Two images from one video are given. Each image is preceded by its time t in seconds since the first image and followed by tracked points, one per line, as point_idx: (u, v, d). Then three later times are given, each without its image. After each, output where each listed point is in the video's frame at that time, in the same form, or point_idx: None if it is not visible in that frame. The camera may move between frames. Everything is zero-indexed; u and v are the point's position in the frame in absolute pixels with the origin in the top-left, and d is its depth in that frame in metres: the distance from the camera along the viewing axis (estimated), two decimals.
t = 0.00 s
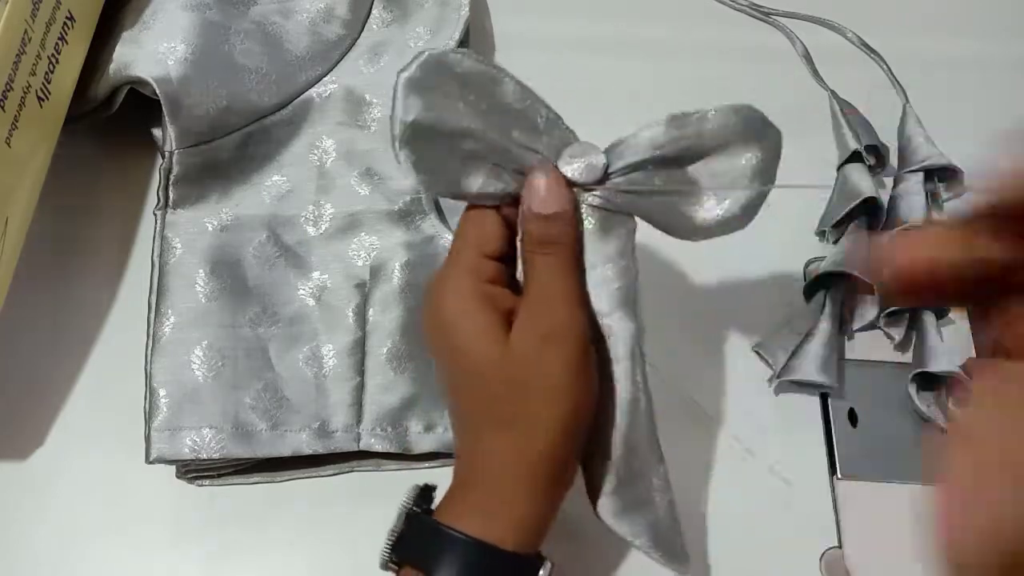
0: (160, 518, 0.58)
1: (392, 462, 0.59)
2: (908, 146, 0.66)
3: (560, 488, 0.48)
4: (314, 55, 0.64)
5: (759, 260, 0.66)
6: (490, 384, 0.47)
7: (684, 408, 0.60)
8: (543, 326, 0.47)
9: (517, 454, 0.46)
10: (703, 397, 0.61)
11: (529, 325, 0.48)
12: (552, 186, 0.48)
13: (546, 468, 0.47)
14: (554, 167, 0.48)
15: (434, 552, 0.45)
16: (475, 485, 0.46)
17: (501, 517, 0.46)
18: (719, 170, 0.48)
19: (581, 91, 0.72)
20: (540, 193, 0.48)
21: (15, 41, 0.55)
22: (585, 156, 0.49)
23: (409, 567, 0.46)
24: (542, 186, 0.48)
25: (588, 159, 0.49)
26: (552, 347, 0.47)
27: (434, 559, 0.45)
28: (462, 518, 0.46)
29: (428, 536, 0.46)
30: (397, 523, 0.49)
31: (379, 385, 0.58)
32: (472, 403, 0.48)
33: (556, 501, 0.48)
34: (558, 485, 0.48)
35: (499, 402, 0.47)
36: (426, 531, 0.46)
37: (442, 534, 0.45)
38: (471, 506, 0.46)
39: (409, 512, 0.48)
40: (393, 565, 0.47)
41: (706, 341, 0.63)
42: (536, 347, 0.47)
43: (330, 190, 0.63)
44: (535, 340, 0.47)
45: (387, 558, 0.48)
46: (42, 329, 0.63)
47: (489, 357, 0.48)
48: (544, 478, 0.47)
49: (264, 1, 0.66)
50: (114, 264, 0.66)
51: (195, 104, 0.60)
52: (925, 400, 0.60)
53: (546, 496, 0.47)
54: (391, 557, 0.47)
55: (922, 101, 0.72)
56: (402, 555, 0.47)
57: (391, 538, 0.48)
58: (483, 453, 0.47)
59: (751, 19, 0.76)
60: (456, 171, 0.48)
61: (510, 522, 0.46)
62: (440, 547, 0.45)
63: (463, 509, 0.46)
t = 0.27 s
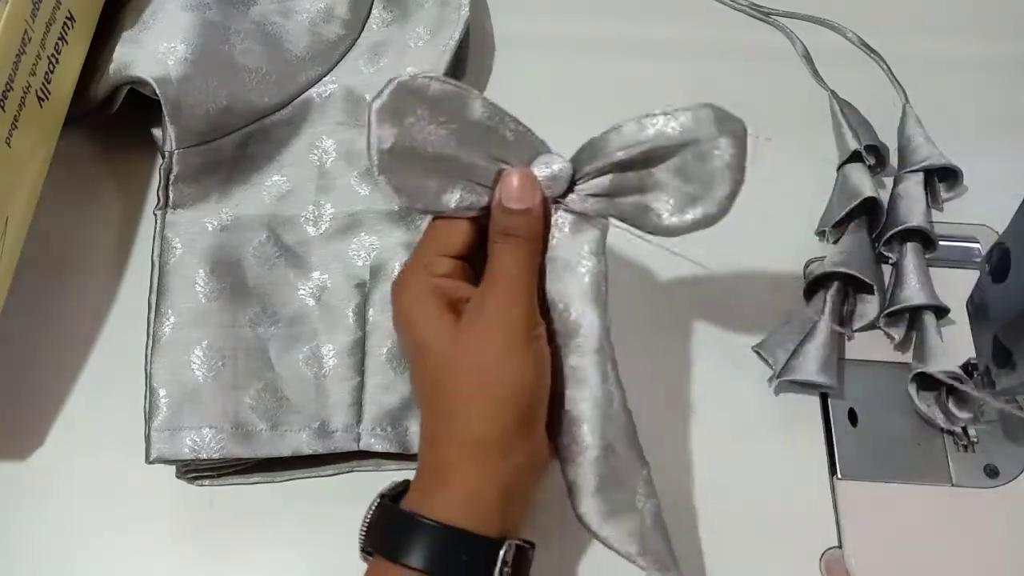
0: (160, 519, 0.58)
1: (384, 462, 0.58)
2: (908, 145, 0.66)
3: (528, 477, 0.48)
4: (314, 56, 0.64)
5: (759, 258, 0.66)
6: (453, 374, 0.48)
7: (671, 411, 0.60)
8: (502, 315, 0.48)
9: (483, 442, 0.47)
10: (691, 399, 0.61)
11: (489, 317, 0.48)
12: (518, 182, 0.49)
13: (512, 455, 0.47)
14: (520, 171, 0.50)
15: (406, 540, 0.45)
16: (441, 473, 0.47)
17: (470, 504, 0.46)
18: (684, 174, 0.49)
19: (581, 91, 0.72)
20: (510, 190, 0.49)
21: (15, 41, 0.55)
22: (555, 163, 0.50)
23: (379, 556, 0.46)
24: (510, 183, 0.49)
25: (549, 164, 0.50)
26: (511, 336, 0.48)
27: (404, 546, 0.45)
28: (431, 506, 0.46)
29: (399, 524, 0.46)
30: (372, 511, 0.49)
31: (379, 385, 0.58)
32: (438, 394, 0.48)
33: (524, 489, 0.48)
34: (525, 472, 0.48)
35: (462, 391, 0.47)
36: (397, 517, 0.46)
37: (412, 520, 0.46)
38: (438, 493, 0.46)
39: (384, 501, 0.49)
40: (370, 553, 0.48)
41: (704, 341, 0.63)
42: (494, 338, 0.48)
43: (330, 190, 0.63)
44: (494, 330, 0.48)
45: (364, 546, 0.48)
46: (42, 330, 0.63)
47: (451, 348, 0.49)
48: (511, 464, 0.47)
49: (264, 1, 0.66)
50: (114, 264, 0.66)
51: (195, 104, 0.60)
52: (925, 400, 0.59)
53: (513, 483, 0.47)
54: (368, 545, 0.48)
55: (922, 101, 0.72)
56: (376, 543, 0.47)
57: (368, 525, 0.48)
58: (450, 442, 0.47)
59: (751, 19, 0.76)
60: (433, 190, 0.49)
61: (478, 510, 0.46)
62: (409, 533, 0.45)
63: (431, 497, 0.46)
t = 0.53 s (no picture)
0: (160, 519, 0.58)
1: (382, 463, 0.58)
2: (908, 145, 0.66)
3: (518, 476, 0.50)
4: (314, 56, 0.64)
5: (758, 258, 0.66)
6: (444, 372, 0.49)
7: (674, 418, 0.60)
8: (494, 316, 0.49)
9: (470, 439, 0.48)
10: (693, 402, 0.61)
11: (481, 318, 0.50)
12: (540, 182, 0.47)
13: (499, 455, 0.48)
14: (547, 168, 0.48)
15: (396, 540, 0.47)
16: (429, 470, 0.48)
17: (455, 501, 0.47)
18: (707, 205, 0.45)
19: (581, 91, 0.73)
20: (532, 190, 0.47)
21: (15, 40, 0.55)
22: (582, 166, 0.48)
23: (373, 556, 0.48)
24: (534, 181, 0.48)
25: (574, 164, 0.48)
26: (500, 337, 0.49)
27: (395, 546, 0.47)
28: (419, 503, 0.48)
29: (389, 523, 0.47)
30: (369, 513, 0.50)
31: (379, 385, 0.58)
32: (430, 392, 0.50)
33: (513, 488, 0.49)
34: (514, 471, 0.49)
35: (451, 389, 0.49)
36: (387, 517, 0.48)
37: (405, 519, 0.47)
38: (426, 489, 0.48)
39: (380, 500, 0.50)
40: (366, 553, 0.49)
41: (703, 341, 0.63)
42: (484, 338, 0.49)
43: (330, 190, 0.63)
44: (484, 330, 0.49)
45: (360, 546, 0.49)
46: (41, 330, 0.63)
47: (443, 347, 0.50)
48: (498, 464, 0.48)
49: (264, 1, 0.66)
50: (114, 264, 0.66)
51: (194, 104, 0.60)
52: (925, 400, 0.59)
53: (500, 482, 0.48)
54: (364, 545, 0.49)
55: (922, 101, 0.72)
56: (367, 542, 0.48)
57: (364, 527, 0.49)
58: (439, 439, 0.49)
59: (751, 19, 0.76)
60: (457, 178, 0.48)
61: (464, 507, 0.47)
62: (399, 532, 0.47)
63: (420, 494, 0.48)
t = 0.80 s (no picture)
0: (160, 519, 0.58)
1: (383, 463, 0.58)
2: (908, 145, 0.66)
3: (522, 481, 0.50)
4: (314, 55, 0.64)
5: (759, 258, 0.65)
6: (451, 373, 0.50)
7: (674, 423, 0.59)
8: (501, 319, 0.50)
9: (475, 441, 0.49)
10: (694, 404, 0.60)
11: (490, 320, 0.50)
12: (558, 197, 0.54)
13: (505, 458, 0.49)
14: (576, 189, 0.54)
15: (401, 541, 0.48)
16: (434, 472, 0.49)
17: (459, 503, 0.48)
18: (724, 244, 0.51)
19: (581, 91, 0.73)
20: (549, 193, 0.54)
21: (15, 40, 0.55)
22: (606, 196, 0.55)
23: (376, 556, 0.49)
24: (554, 190, 0.54)
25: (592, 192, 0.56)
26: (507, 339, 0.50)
27: (399, 547, 0.48)
28: (423, 505, 0.49)
29: (394, 526, 0.48)
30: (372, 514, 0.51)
31: (379, 385, 0.58)
32: (438, 393, 0.51)
33: (516, 493, 0.50)
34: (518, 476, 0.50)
35: (458, 391, 0.50)
36: (391, 519, 0.49)
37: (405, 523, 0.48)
38: (431, 491, 0.49)
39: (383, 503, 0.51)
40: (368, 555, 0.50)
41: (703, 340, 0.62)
42: (491, 342, 0.50)
43: (330, 190, 0.63)
44: (491, 333, 0.50)
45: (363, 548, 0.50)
46: (42, 330, 0.63)
47: (452, 347, 0.51)
48: (503, 467, 0.49)
49: (264, 1, 0.66)
50: (114, 263, 0.66)
51: (194, 105, 0.60)
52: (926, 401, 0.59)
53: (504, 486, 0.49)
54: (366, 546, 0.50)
55: (922, 101, 0.72)
56: (372, 542, 0.49)
57: (367, 530, 0.50)
58: (444, 440, 0.50)
59: (751, 19, 0.76)
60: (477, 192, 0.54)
61: (467, 509, 0.48)
62: (402, 534, 0.48)
63: (423, 495, 0.49)
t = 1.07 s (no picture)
0: (160, 519, 0.58)
1: (383, 463, 0.58)
2: (908, 145, 0.66)
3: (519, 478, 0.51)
4: (314, 55, 0.64)
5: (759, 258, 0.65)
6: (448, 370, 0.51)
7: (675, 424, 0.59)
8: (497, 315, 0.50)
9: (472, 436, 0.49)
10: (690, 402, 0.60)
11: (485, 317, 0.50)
12: (548, 194, 0.54)
13: (503, 455, 0.49)
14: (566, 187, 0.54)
15: (399, 541, 0.48)
16: (432, 468, 0.49)
17: (457, 499, 0.49)
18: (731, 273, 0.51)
19: (581, 91, 0.73)
20: (540, 193, 0.54)
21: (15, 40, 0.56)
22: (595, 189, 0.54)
23: (375, 556, 0.49)
24: (542, 189, 0.54)
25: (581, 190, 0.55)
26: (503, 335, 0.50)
27: (398, 546, 0.48)
28: (421, 503, 0.49)
29: (392, 526, 0.48)
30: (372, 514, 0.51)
31: (379, 385, 0.58)
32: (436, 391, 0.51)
33: (514, 489, 0.50)
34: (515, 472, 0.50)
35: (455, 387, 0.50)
36: (389, 519, 0.49)
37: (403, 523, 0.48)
38: (429, 488, 0.49)
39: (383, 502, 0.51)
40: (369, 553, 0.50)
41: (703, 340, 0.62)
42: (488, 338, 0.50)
43: (330, 190, 0.63)
44: (488, 329, 0.50)
45: (364, 546, 0.50)
46: (42, 330, 0.63)
47: (450, 344, 0.51)
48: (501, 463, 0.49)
49: (264, 1, 0.66)
50: (115, 263, 0.66)
51: (195, 104, 0.60)
52: (925, 401, 0.59)
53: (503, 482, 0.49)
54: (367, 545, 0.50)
55: (922, 101, 0.72)
56: (370, 541, 0.49)
57: (367, 529, 0.50)
58: (441, 437, 0.50)
59: (751, 19, 0.76)
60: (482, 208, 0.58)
61: (465, 505, 0.49)
62: (401, 534, 0.48)
63: (422, 492, 0.49)
